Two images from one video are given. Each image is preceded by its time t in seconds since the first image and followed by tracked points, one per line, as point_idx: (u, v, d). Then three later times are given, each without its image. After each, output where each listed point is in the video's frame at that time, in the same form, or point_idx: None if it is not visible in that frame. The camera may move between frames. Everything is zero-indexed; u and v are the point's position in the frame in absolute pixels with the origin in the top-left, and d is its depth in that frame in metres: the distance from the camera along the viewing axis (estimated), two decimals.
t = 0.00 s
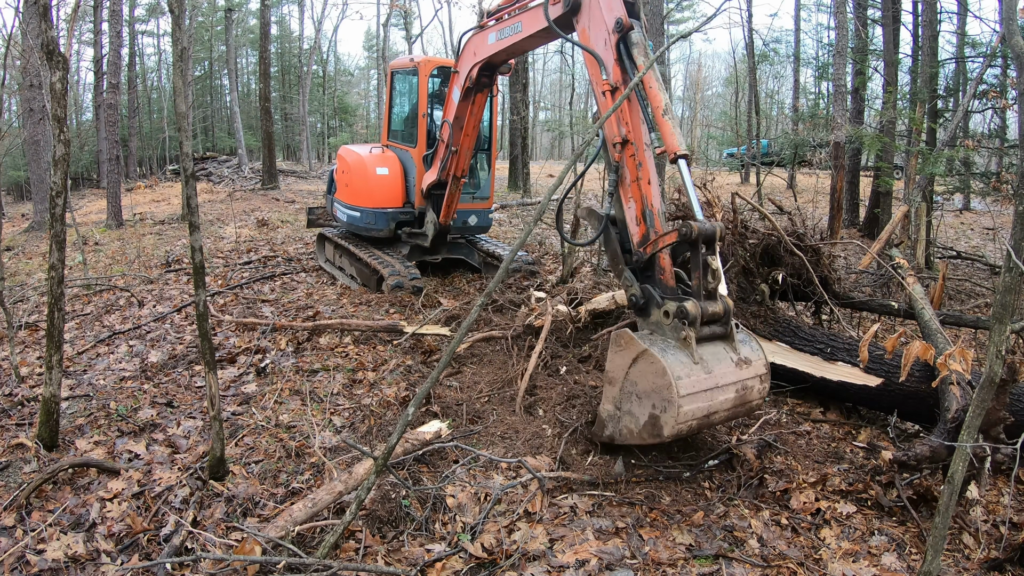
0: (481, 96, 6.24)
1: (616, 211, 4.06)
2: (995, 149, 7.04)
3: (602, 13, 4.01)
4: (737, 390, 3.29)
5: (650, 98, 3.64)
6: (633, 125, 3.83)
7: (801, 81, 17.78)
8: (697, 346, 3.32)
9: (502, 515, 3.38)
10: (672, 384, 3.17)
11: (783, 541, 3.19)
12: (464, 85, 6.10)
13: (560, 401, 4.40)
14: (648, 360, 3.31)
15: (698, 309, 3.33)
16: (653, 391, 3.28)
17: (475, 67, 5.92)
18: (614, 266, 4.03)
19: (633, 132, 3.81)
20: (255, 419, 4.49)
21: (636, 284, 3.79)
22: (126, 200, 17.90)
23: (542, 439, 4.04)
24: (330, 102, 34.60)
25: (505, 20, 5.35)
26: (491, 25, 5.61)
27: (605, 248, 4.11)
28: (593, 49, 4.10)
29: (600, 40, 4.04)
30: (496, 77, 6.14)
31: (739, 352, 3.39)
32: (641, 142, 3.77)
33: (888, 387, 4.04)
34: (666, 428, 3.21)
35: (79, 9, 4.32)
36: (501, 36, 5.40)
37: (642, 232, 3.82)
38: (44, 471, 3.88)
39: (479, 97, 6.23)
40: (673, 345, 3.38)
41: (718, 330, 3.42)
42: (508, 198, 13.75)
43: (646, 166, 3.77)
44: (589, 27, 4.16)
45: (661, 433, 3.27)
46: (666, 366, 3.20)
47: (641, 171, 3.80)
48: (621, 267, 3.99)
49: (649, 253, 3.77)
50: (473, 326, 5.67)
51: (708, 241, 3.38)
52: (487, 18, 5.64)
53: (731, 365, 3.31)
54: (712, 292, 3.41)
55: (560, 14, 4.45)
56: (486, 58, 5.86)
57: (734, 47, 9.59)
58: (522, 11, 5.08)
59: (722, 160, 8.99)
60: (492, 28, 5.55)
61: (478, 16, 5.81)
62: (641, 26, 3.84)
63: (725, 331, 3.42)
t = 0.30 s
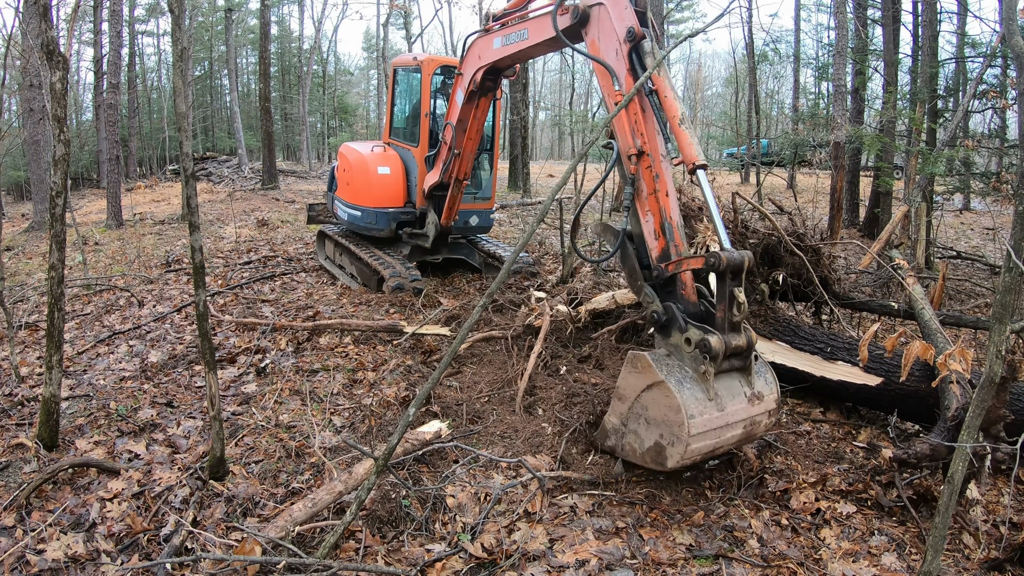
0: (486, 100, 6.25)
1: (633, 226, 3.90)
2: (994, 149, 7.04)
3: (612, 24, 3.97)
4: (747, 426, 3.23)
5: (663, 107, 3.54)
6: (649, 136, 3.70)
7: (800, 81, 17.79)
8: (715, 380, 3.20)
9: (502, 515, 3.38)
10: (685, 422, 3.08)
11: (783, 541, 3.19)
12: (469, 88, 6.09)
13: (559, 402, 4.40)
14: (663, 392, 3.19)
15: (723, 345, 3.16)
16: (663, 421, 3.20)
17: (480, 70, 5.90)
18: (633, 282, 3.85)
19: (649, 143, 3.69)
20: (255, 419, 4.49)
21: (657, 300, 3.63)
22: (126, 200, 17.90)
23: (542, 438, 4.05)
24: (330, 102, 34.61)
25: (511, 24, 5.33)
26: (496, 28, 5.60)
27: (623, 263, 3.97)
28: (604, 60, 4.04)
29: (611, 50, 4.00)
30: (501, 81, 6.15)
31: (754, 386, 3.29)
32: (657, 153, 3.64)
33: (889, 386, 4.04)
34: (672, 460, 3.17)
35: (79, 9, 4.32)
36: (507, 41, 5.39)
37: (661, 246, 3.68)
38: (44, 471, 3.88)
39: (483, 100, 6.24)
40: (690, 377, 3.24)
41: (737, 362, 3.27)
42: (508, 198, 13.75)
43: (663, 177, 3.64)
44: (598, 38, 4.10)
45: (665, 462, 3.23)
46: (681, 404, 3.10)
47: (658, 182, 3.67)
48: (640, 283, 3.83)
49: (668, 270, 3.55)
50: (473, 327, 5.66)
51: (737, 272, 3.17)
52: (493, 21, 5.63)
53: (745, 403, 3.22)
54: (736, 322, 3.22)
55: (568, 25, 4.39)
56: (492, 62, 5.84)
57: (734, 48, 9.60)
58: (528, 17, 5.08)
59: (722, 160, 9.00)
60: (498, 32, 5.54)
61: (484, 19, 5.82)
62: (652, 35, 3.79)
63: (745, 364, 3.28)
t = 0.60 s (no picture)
0: (487, 106, 6.26)
1: (648, 254, 3.75)
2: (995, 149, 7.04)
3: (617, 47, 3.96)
4: (749, 467, 3.22)
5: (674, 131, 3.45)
6: (660, 161, 3.61)
7: (801, 81, 17.78)
8: (726, 425, 3.13)
9: (502, 515, 3.38)
10: (692, 469, 3.06)
11: (783, 541, 3.19)
12: (470, 95, 6.08)
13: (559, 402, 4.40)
14: (673, 434, 3.14)
15: (741, 394, 3.05)
16: (670, 460, 3.18)
17: (481, 78, 5.90)
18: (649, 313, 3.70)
19: (661, 168, 3.59)
20: (255, 419, 4.49)
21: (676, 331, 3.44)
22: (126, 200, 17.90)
23: (544, 439, 4.04)
24: (330, 102, 34.61)
25: (514, 36, 5.34)
26: (499, 37, 5.58)
27: (638, 293, 3.80)
28: (612, 84, 4.04)
29: (618, 74, 3.99)
30: (502, 88, 6.13)
31: (762, 428, 3.24)
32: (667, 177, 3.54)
33: (888, 386, 4.04)
34: (671, 498, 3.19)
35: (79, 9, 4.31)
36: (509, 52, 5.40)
37: (678, 274, 3.52)
38: (44, 471, 3.88)
39: (484, 106, 6.24)
40: (702, 418, 3.17)
41: (750, 406, 3.19)
42: (508, 198, 13.76)
43: (677, 204, 3.52)
44: (603, 62, 4.11)
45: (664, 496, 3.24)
46: (691, 451, 3.05)
47: (671, 208, 3.54)
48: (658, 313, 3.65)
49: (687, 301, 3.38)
50: (473, 327, 5.66)
51: (759, 318, 3.01)
52: (496, 29, 5.63)
53: (750, 445, 3.19)
54: (756, 369, 3.08)
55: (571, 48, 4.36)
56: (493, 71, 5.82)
57: (734, 47, 9.59)
58: (530, 32, 5.11)
59: (722, 160, 9.00)
60: (500, 41, 5.53)
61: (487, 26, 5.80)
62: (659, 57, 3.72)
63: (756, 409, 3.20)
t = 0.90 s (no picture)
0: (488, 115, 6.28)
1: (671, 286, 3.62)
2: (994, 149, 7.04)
3: (623, 76, 3.95)
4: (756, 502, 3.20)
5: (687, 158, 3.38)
6: (677, 189, 3.53)
7: (801, 81, 17.79)
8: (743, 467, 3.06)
9: (503, 515, 3.38)
10: (704, 509, 3.02)
11: (783, 541, 3.19)
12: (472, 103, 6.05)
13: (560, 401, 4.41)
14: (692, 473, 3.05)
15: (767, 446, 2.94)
16: (681, 489, 3.12)
17: (483, 88, 5.87)
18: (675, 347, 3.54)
19: (678, 196, 3.50)
20: (255, 419, 4.49)
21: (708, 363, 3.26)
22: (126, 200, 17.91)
23: (547, 434, 4.08)
24: (330, 102, 34.62)
25: (517, 50, 5.32)
26: (502, 47, 5.56)
27: (663, 326, 3.64)
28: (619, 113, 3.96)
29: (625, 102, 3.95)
30: (503, 97, 6.08)
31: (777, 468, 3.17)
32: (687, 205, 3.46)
33: (889, 384, 4.03)
34: (675, 525, 3.18)
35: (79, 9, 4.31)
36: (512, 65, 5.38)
37: (704, 303, 3.39)
38: (44, 471, 3.88)
39: (485, 117, 6.27)
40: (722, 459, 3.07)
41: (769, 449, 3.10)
42: (508, 199, 13.76)
43: (697, 231, 3.41)
44: (610, 93, 4.09)
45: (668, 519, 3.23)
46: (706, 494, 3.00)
47: (692, 237, 3.43)
48: (685, 347, 3.46)
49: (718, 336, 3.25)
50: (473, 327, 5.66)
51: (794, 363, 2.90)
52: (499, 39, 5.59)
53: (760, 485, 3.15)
54: (785, 421, 2.97)
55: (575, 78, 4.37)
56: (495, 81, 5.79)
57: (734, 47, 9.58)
58: (532, 51, 5.13)
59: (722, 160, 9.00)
60: (503, 53, 5.49)
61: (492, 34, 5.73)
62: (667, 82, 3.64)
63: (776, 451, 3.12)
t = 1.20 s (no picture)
0: (487, 108, 6.28)
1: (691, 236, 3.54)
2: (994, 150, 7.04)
3: (623, 46, 3.94)
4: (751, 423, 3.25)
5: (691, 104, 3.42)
6: (685, 135, 3.52)
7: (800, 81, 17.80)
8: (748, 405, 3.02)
9: (502, 515, 3.39)
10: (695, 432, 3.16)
11: (783, 541, 3.19)
12: (470, 96, 6.07)
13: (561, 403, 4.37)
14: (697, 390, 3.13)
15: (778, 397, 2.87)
16: (679, 404, 3.26)
17: (481, 80, 5.90)
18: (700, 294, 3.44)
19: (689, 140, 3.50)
20: (255, 419, 4.49)
21: (743, 297, 3.12)
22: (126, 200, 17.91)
23: (546, 441, 4.02)
24: (330, 102, 34.62)
25: (513, 39, 5.35)
26: (500, 40, 5.58)
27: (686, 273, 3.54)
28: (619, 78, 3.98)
29: (625, 68, 3.95)
30: (502, 90, 6.13)
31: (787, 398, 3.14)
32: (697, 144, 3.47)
33: (888, 386, 4.04)
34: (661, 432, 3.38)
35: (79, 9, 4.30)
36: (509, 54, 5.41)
37: (728, 241, 3.32)
38: (44, 471, 3.88)
39: (484, 109, 6.26)
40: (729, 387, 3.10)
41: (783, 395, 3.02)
42: (508, 198, 13.76)
43: (713, 170, 3.40)
44: (608, 62, 4.08)
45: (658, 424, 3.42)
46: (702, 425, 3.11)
47: (708, 176, 3.41)
48: (712, 289, 3.36)
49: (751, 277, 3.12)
50: (473, 327, 5.65)
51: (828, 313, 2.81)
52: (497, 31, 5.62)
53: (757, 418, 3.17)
54: (803, 369, 2.89)
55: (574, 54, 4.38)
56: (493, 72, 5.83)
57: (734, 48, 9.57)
58: (531, 36, 5.12)
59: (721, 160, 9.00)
60: (501, 44, 5.52)
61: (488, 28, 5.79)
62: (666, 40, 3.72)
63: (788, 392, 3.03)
